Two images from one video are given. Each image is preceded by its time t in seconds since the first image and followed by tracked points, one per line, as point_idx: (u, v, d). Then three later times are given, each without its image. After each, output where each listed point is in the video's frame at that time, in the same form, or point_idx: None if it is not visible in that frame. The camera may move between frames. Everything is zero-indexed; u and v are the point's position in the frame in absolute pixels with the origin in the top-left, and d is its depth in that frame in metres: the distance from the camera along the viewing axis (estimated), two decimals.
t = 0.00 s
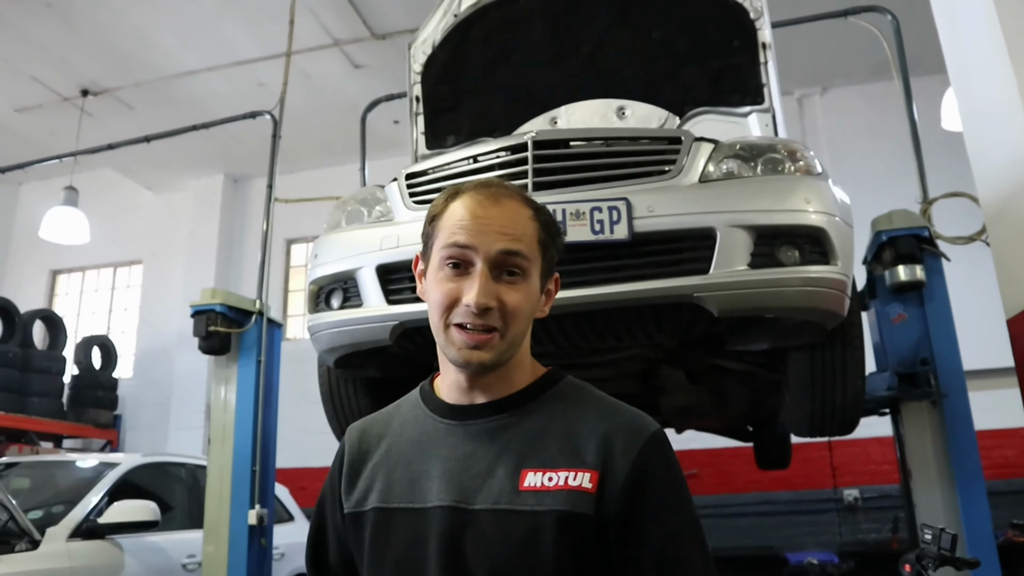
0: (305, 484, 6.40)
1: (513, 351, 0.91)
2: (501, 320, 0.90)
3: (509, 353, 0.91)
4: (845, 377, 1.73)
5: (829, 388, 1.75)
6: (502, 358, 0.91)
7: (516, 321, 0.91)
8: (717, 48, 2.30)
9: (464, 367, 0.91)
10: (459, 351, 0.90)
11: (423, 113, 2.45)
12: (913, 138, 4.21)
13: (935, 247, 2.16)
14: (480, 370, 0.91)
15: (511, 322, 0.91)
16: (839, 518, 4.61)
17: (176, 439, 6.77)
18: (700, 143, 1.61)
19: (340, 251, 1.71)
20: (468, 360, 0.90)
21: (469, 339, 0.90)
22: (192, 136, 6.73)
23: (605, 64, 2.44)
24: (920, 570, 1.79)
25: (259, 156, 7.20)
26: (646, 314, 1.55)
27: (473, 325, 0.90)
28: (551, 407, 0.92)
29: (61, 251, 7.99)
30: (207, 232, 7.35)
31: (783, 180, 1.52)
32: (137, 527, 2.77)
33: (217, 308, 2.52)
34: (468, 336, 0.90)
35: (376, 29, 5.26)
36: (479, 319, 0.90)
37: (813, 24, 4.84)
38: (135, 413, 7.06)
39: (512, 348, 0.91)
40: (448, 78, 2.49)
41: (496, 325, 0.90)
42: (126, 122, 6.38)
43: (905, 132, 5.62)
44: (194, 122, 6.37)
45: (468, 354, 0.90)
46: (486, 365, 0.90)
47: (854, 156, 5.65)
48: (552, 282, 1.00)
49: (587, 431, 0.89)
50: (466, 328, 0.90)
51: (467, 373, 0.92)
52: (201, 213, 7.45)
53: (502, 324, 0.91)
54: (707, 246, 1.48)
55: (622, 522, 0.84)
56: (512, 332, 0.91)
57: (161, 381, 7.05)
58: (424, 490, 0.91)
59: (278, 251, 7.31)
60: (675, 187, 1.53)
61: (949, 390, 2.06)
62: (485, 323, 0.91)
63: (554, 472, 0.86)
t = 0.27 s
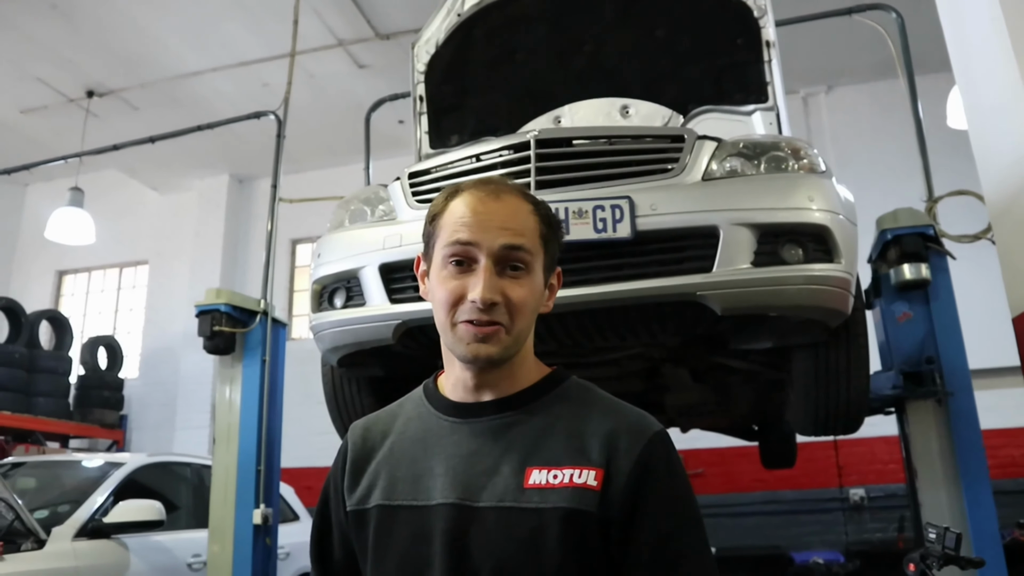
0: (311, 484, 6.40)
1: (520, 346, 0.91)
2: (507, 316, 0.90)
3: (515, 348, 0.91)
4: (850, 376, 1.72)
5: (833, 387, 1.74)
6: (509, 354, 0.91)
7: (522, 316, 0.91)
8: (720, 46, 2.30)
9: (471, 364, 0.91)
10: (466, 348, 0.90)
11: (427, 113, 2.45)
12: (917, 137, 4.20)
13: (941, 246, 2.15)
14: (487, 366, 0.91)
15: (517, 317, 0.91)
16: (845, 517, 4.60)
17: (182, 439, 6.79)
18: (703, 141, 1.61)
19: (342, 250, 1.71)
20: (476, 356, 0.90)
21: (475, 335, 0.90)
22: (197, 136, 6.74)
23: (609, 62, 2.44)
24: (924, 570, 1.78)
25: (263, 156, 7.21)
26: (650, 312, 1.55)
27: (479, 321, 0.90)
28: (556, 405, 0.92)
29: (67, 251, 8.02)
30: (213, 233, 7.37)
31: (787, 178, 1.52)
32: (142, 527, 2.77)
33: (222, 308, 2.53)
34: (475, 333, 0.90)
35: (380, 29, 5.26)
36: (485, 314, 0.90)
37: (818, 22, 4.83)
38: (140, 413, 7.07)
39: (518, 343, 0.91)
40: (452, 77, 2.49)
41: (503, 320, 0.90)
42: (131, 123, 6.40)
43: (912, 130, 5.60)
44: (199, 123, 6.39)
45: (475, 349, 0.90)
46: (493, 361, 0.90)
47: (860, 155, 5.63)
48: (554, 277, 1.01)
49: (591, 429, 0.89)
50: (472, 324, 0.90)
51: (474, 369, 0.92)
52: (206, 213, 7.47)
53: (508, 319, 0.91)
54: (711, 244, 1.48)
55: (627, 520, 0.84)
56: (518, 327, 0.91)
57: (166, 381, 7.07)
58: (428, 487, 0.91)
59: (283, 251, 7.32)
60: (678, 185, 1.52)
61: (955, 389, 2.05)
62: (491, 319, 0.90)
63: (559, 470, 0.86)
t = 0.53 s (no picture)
0: (317, 482, 6.42)
1: (525, 334, 0.91)
2: (511, 302, 0.90)
3: (520, 336, 0.91)
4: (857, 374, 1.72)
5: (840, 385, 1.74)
6: (514, 342, 0.90)
7: (525, 302, 0.91)
8: (726, 42, 2.29)
9: (476, 354, 0.91)
10: (472, 338, 0.90)
11: (431, 110, 2.47)
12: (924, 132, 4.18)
13: (947, 243, 2.14)
14: (494, 355, 0.90)
15: (521, 303, 0.91)
16: (851, 515, 4.59)
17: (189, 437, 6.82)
18: (708, 138, 1.60)
19: (347, 249, 1.71)
20: (482, 345, 0.89)
21: (480, 324, 0.90)
22: (203, 135, 6.76)
23: (614, 60, 2.43)
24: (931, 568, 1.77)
25: (269, 155, 7.22)
26: (655, 310, 1.54)
27: (483, 310, 0.90)
28: (562, 403, 0.92)
29: (74, 250, 8.06)
30: (219, 231, 7.39)
31: (793, 175, 1.51)
32: (148, 525, 2.78)
33: (228, 307, 2.54)
34: (479, 321, 0.90)
35: (385, 27, 5.27)
36: (489, 302, 0.89)
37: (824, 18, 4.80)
38: (147, 411, 7.10)
39: (523, 330, 0.91)
40: (456, 75, 2.49)
41: (507, 307, 0.90)
42: (138, 122, 6.43)
43: (919, 126, 5.57)
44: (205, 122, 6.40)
45: (481, 337, 0.89)
46: (499, 348, 0.90)
47: (867, 151, 5.60)
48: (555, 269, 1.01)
49: (599, 428, 0.89)
50: (476, 313, 0.90)
51: (479, 360, 0.91)
52: (213, 212, 7.49)
53: (512, 306, 0.90)
54: (716, 243, 1.48)
55: (634, 519, 0.84)
56: (522, 314, 0.91)
57: (173, 380, 7.10)
58: (435, 487, 0.91)
59: (289, 250, 7.33)
60: (683, 182, 1.52)
61: (962, 386, 2.04)
62: (495, 306, 0.90)
63: (567, 469, 0.85)
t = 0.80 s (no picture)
0: (326, 479, 6.44)
1: (532, 330, 0.91)
2: (518, 297, 0.90)
3: (527, 332, 0.91)
4: (865, 369, 1.71)
5: (849, 381, 1.73)
6: (522, 337, 0.90)
7: (532, 298, 0.91)
8: (732, 37, 2.27)
9: (484, 350, 0.91)
10: (480, 334, 0.90)
11: (437, 107, 2.43)
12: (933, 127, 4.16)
13: (956, 237, 2.13)
14: (501, 350, 0.91)
15: (528, 298, 0.91)
16: (860, 511, 4.58)
17: (197, 434, 6.85)
18: (714, 133, 1.60)
19: (353, 246, 1.71)
20: (490, 341, 0.90)
21: (487, 319, 0.90)
22: (210, 133, 6.78)
23: (619, 55, 2.42)
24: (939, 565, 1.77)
25: (276, 153, 7.24)
26: (662, 306, 1.54)
27: (490, 305, 0.90)
28: (569, 398, 0.92)
29: (83, 249, 8.10)
30: (227, 229, 7.41)
31: (800, 169, 1.50)
32: (157, 522, 2.80)
33: (235, 304, 2.55)
34: (487, 317, 0.90)
35: (392, 24, 5.27)
36: (495, 298, 0.89)
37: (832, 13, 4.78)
38: (156, 409, 7.14)
39: (530, 326, 0.91)
40: (462, 71, 2.49)
41: (514, 303, 0.90)
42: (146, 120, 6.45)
43: (928, 121, 5.54)
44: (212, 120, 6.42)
45: (489, 333, 0.90)
46: (506, 344, 0.90)
47: (875, 147, 5.57)
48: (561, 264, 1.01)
49: (606, 422, 0.88)
50: (484, 309, 0.90)
51: (487, 355, 0.91)
52: (220, 210, 7.51)
53: (519, 301, 0.90)
54: (723, 238, 1.47)
55: (641, 513, 0.84)
56: (529, 310, 0.91)
57: (182, 378, 7.13)
58: (443, 482, 0.91)
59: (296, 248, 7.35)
60: (689, 177, 1.51)
61: (971, 382, 2.03)
62: (502, 302, 0.90)
63: (573, 464, 0.85)
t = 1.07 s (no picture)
0: (335, 476, 6.47)
1: (538, 328, 0.91)
2: (525, 295, 0.90)
3: (534, 329, 0.90)
4: (874, 365, 1.70)
5: (858, 377, 1.72)
6: (528, 335, 0.90)
7: (539, 296, 0.90)
8: (740, 31, 2.26)
9: (490, 347, 0.91)
10: (486, 331, 0.90)
11: (444, 103, 2.49)
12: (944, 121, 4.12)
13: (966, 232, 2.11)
14: (507, 347, 0.90)
15: (535, 296, 0.90)
16: (870, 508, 4.56)
17: (207, 432, 6.89)
18: (722, 127, 1.59)
19: (359, 242, 1.71)
20: (496, 338, 0.89)
21: (494, 316, 0.89)
22: (218, 131, 6.80)
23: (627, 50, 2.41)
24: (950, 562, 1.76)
25: (284, 151, 7.25)
26: (669, 302, 1.53)
27: (497, 302, 0.89)
28: (575, 395, 0.92)
29: (93, 247, 8.15)
30: (235, 228, 7.43)
31: (808, 163, 1.49)
32: (166, 519, 2.81)
33: (243, 301, 2.55)
34: (493, 314, 0.89)
35: (399, 21, 5.26)
36: (503, 295, 0.89)
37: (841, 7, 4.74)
38: (166, 406, 7.17)
39: (537, 324, 0.91)
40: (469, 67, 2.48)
41: (521, 300, 0.90)
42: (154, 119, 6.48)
43: (939, 115, 5.49)
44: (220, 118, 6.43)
45: (495, 330, 0.89)
46: (512, 342, 0.89)
47: (885, 141, 5.53)
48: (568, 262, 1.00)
49: (611, 418, 0.88)
50: (490, 306, 0.89)
51: (493, 352, 0.91)
52: (229, 208, 7.53)
53: (526, 299, 0.90)
54: (730, 233, 1.46)
55: (647, 509, 0.83)
56: (536, 308, 0.90)
57: (191, 375, 7.17)
58: (449, 479, 0.91)
59: (304, 245, 7.37)
60: (696, 172, 1.50)
61: (982, 378, 2.01)
62: (508, 299, 0.90)
63: (579, 459, 0.85)
